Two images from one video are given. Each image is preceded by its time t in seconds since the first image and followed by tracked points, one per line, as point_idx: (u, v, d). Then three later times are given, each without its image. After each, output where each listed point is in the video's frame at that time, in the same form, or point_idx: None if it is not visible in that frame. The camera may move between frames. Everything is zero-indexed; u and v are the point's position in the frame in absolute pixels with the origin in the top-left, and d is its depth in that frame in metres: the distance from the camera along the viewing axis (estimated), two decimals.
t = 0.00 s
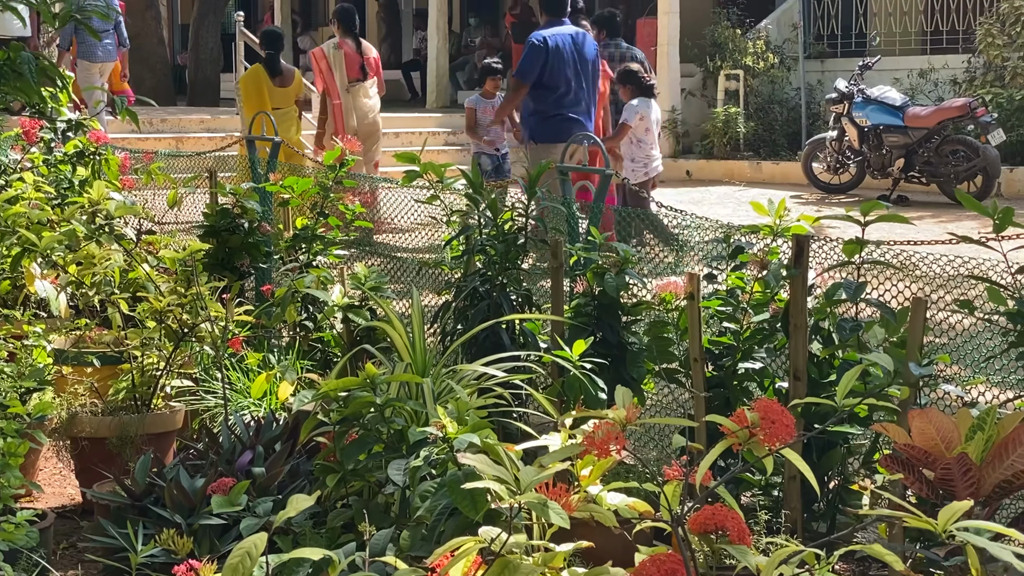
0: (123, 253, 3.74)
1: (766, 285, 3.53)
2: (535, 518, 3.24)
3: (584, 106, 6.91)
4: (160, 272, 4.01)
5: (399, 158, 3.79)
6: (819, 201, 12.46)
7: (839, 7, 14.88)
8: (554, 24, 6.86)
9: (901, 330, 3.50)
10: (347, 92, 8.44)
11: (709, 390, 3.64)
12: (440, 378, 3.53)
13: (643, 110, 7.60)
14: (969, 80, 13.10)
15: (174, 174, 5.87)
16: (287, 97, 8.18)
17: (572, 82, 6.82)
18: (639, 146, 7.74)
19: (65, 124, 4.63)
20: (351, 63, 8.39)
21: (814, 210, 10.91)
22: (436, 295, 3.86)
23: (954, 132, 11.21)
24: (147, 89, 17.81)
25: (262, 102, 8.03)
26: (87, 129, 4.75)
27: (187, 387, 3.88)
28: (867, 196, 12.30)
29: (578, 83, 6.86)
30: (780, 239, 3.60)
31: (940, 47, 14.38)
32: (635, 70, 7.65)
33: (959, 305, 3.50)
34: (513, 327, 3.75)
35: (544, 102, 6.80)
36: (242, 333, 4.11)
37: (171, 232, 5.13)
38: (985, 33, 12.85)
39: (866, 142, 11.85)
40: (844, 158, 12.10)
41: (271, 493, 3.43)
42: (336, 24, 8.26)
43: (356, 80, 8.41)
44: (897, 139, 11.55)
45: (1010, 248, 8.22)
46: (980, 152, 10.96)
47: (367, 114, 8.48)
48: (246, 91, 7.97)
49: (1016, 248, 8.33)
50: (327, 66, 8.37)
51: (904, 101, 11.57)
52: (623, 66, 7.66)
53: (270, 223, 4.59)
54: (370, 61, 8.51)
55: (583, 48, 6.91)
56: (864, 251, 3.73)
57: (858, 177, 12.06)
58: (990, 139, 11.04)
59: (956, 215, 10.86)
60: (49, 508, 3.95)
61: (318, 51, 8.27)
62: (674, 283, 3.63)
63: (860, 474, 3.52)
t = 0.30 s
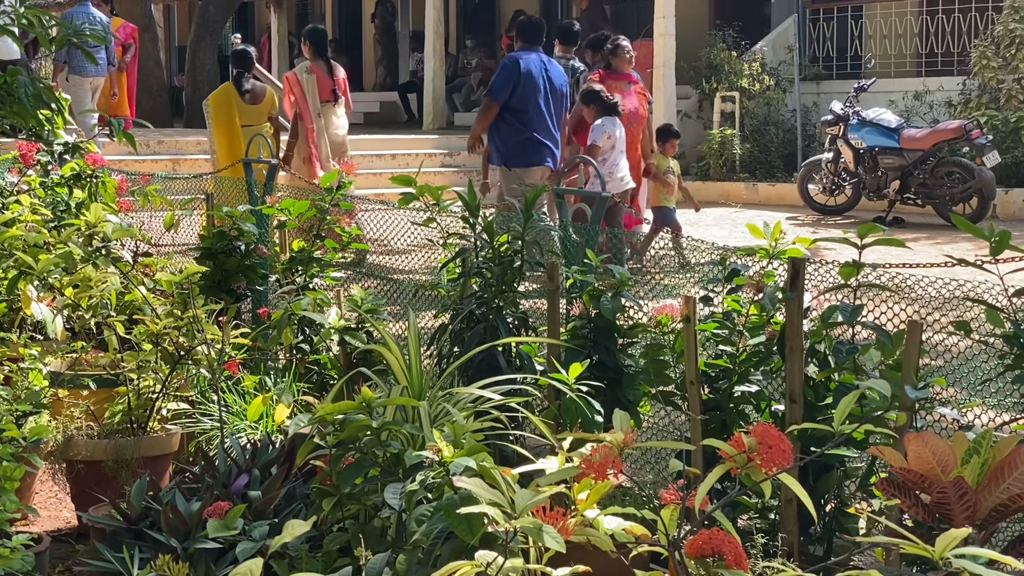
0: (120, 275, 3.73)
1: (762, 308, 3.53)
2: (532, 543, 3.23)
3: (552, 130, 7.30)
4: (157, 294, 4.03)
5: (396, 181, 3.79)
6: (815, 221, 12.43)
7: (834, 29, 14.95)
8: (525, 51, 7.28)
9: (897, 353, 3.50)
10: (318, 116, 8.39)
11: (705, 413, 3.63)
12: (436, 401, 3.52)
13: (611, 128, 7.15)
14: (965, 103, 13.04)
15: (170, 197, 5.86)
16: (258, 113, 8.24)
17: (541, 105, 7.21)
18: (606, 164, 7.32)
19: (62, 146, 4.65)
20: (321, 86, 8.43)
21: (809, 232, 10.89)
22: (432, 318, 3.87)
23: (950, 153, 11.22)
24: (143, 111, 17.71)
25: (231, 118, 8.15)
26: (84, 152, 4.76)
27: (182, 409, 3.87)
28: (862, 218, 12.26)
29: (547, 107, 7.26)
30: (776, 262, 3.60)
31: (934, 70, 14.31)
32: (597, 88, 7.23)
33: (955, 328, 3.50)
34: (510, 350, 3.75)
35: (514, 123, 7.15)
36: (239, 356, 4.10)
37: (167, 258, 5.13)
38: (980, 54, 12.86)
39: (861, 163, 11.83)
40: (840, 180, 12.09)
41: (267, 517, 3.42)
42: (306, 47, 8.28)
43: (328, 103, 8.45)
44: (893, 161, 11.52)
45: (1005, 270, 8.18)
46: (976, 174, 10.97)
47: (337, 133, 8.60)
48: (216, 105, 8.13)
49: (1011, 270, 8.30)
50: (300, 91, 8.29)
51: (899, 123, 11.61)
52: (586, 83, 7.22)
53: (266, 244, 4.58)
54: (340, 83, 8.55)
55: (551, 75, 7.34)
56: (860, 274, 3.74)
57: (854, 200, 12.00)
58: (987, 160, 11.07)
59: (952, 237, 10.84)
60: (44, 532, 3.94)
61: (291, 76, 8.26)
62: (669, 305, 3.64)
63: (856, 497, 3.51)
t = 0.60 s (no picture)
0: (117, 297, 3.74)
1: (759, 331, 3.53)
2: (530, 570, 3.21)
3: (524, 143, 7.57)
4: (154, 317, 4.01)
5: (393, 204, 3.80)
6: (812, 240, 12.43)
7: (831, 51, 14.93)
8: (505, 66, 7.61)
9: (894, 376, 3.49)
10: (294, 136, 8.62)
11: (703, 435, 3.62)
12: (433, 425, 3.52)
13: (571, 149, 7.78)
14: (960, 124, 12.85)
15: (166, 220, 5.85)
16: (242, 136, 8.48)
17: (515, 118, 7.51)
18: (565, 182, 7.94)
19: (60, 168, 4.68)
20: (298, 106, 8.60)
21: (805, 255, 10.88)
22: (430, 340, 3.87)
23: (945, 175, 11.24)
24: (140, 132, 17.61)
25: (214, 140, 8.37)
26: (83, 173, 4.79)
27: (179, 433, 3.87)
28: (859, 240, 12.25)
29: (521, 120, 7.54)
30: (773, 285, 3.61)
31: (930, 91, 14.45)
32: (561, 110, 7.83)
33: (952, 352, 3.49)
34: (507, 373, 3.75)
35: (489, 132, 7.44)
36: (236, 378, 4.10)
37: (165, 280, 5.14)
38: (975, 76, 12.68)
39: (857, 185, 11.85)
40: (836, 202, 12.10)
41: (264, 541, 3.41)
42: (281, 69, 8.52)
43: (303, 122, 8.63)
44: (889, 182, 11.55)
45: (1001, 293, 8.16)
46: (971, 196, 10.94)
47: (314, 152, 8.76)
48: (200, 128, 8.36)
49: (1007, 293, 8.28)
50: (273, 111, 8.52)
51: (895, 144, 11.57)
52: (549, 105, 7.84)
53: (263, 266, 4.57)
54: (317, 103, 8.73)
55: (529, 92, 7.65)
56: (857, 296, 3.75)
57: (850, 222, 12.05)
58: (982, 182, 11.07)
59: (948, 259, 10.84)
60: (42, 556, 3.94)
61: (264, 94, 8.43)
62: (666, 328, 3.65)
63: (854, 520, 3.51)
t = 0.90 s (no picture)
0: (114, 319, 3.75)
1: (756, 354, 3.54)
2: None
3: (501, 166, 7.58)
4: (150, 339, 4.02)
5: (390, 226, 3.81)
6: (809, 260, 12.40)
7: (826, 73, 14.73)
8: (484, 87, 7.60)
9: (891, 399, 3.49)
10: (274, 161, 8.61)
11: (700, 458, 3.62)
12: (430, 448, 3.51)
13: (539, 168, 7.99)
14: (957, 145, 12.73)
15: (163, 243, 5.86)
16: (227, 154, 8.48)
17: (491, 141, 7.51)
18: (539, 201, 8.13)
19: (57, 192, 4.70)
20: (277, 132, 8.58)
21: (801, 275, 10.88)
22: (427, 362, 3.88)
23: (941, 198, 11.24)
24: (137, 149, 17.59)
25: (201, 159, 8.42)
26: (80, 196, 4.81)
27: (175, 455, 3.85)
28: (856, 261, 12.23)
29: (497, 143, 7.55)
30: (769, 308, 3.62)
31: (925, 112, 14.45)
32: (534, 130, 7.95)
33: (949, 374, 3.49)
34: (504, 396, 3.75)
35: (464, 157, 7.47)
36: (233, 401, 4.10)
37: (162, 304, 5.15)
38: (970, 98, 12.61)
39: (853, 208, 11.88)
40: (832, 223, 12.07)
41: (259, 565, 3.40)
42: (263, 92, 8.56)
43: (282, 147, 8.62)
44: (886, 205, 11.56)
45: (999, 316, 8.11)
46: (967, 218, 11.01)
47: (289, 178, 8.75)
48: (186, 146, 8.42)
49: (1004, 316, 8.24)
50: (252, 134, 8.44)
51: (891, 165, 11.56)
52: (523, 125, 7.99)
53: (259, 288, 4.56)
54: (295, 129, 8.73)
55: (505, 113, 7.65)
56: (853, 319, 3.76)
57: (847, 243, 12.02)
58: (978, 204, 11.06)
59: (945, 281, 10.82)
60: None
61: (244, 121, 8.35)
62: (663, 351, 3.65)
63: (851, 543, 3.50)
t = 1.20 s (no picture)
0: (109, 340, 3.79)
1: (752, 375, 3.54)
2: None
3: (468, 185, 7.75)
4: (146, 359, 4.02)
5: (387, 246, 3.82)
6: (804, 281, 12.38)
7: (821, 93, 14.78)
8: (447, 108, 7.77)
9: (888, 420, 3.49)
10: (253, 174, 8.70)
11: (696, 479, 3.61)
12: (427, 469, 3.50)
13: (516, 188, 8.00)
14: (952, 165, 12.73)
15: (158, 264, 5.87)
16: (203, 175, 8.65)
17: (455, 162, 7.70)
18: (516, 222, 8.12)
19: (54, 212, 4.72)
20: (257, 146, 8.71)
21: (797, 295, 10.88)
22: (423, 383, 3.88)
23: (938, 217, 11.22)
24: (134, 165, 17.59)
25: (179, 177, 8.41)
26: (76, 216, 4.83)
27: (171, 476, 3.83)
28: (853, 280, 12.22)
29: (461, 163, 7.72)
30: (766, 329, 3.62)
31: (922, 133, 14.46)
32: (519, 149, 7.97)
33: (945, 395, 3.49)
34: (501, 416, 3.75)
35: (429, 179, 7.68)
36: (229, 422, 4.09)
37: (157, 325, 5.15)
38: (966, 118, 12.63)
39: (850, 227, 11.90)
40: (829, 243, 12.12)
41: None
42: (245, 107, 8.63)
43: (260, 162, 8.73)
44: (882, 224, 11.55)
45: (997, 336, 8.08)
46: (963, 238, 10.95)
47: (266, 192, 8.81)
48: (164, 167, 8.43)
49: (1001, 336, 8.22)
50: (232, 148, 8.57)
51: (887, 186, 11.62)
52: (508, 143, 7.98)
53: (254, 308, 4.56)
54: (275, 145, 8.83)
55: (471, 131, 7.81)
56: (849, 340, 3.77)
57: (843, 261, 12.07)
58: (974, 224, 11.02)
59: (941, 300, 10.83)
60: None
61: (223, 134, 8.45)
62: (660, 372, 3.65)
63: (848, 566, 3.49)
